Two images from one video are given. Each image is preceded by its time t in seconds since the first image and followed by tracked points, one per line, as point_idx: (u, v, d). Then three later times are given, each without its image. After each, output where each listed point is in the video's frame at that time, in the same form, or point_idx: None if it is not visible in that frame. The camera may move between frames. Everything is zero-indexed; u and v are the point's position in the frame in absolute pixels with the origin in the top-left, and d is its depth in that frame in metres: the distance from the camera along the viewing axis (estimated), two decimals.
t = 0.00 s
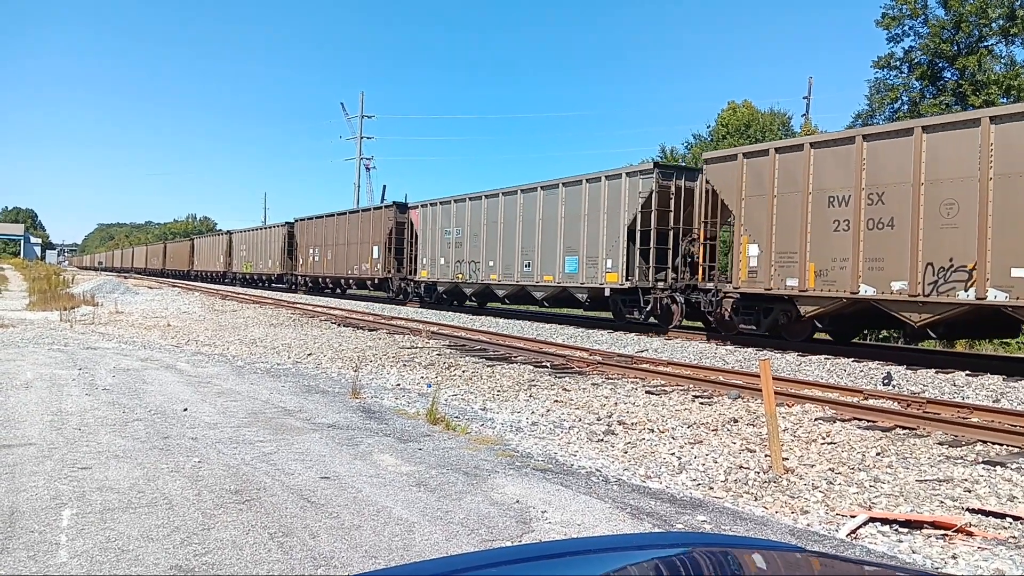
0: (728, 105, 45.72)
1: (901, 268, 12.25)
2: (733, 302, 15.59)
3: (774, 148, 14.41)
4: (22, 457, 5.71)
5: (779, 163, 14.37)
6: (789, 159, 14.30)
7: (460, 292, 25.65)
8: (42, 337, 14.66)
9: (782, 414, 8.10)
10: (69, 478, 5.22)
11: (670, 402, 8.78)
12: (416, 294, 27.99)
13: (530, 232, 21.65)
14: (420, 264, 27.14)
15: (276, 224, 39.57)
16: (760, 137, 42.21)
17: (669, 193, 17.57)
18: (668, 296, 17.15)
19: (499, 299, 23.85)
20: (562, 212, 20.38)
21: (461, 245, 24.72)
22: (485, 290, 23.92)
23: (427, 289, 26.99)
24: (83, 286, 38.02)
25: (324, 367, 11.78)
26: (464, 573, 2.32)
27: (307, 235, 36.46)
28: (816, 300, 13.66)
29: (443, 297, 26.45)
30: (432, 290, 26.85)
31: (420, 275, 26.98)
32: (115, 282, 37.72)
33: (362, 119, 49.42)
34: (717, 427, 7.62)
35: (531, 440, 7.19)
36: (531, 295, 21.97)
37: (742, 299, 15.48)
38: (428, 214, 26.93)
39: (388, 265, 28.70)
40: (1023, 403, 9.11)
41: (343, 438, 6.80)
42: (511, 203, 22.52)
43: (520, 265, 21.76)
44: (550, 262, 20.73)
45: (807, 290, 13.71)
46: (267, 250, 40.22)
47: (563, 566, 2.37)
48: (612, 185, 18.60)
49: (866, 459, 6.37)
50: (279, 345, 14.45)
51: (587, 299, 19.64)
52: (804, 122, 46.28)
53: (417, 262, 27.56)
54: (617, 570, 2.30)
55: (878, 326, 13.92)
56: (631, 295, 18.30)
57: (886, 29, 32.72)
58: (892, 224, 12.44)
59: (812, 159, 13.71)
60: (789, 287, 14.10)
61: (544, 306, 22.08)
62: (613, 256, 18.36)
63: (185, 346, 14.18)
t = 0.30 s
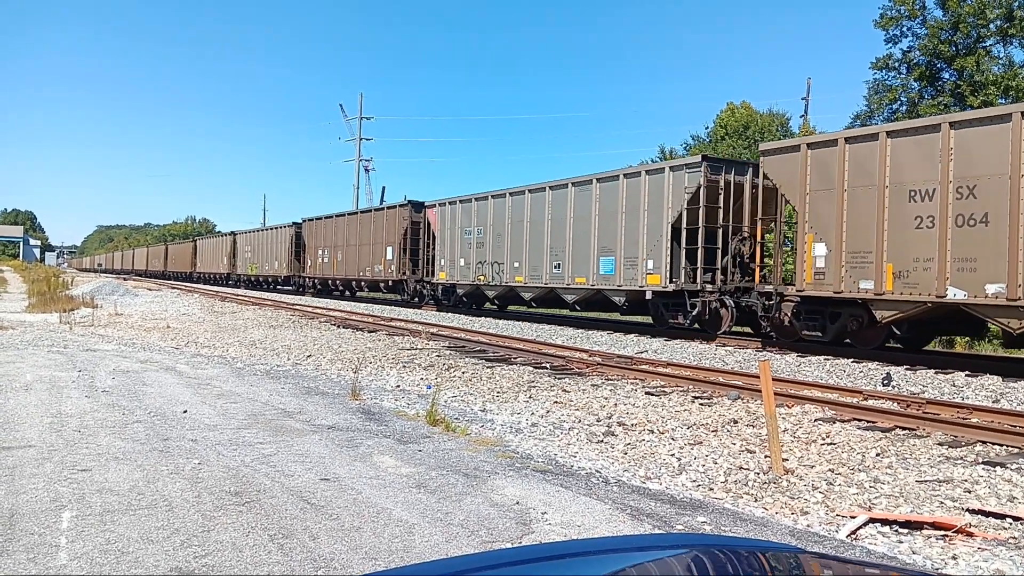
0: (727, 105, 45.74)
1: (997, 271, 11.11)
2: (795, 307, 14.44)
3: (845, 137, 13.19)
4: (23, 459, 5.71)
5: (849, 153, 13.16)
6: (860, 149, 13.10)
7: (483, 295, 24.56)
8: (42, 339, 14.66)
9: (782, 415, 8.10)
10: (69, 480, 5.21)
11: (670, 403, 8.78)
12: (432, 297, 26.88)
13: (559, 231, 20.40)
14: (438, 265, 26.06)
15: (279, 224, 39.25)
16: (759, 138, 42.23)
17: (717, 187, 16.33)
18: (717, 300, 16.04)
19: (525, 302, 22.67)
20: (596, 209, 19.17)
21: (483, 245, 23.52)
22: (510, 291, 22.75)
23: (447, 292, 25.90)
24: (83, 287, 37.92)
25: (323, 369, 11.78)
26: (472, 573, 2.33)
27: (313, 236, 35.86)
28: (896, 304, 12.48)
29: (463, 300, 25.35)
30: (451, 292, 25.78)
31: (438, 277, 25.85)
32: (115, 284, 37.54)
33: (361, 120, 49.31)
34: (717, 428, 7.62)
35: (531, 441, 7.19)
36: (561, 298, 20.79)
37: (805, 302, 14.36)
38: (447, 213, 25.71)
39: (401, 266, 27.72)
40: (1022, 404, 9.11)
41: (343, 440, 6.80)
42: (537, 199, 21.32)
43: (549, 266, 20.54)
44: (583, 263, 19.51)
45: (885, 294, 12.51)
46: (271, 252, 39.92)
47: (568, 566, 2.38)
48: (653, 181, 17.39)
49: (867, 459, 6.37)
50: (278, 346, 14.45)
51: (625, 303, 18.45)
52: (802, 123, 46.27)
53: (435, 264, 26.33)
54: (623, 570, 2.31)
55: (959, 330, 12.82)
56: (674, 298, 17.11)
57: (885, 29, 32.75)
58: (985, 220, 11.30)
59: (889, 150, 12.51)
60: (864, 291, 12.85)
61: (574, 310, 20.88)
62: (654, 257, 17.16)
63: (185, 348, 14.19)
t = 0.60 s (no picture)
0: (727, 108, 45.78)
1: None
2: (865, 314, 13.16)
3: (930, 125, 11.90)
4: (21, 462, 5.71)
5: (934, 144, 11.87)
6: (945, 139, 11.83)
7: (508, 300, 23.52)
8: (42, 342, 14.66)
9: (781, 418, 8.09)
10: (67, 483, 5.21)
11: (670, 406, 8.77)
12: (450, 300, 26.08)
13: (593, 231, 19.17)
14: (457, 268, 24.97)
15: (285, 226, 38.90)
16: (758, 140, 42.25)
17: (775, 183, 15.18)
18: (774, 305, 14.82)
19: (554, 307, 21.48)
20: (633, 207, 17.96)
21: (507, 247, 22.34)
22: (537, 296, 21.54)
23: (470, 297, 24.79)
24: (84, 290, 37.88)
25: (323, 371, 11.77)
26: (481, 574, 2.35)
27: (323, 239, 35.26)
28: (990, 311, 11.21)
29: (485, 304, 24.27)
30: (471, 296, 24.75)
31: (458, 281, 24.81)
32: (114, 287, 37.48)
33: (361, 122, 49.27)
34: (716, 430, 7.62)
35: (531, 443, 7.18)
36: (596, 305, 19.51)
37: (876, 309, 13.07)
38: (468, 213, 24.49)
39: (417, 269, 26.85)
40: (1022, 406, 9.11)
41: (342, 443, 6.79)
42: (567, 197, 20.13)
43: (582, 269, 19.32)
44: (620, 265, 18.27)
45: (977, 300, 11.25)
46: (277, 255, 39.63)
47: (574, 567, 2.39)
48: (700, 176, 16.19)
49: (866, 462, 6.37)
50: (278, 349, 14.45)
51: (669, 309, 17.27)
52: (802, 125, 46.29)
53: (456, 267, 25.14)
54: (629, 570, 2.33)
55: None
56: (725, 303, 15.97)
57: (884, 32, 32.80)
58: None
59: (982, 140, 11.27)
60: (952, 297, 11.58)
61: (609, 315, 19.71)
62: (703, 258, 15.97)
63: (185, 351, 14.19)
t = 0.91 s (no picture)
0: (726, 108, 45.78)
1: None
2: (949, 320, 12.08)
3: None
4: (21, 463, 5.70)
5: (981, 135, 11.37)
6: None
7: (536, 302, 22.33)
8: (41, 343, 14.65)
9: (781, 417, 8.10)
10: (67, 485, 5.20)
11: (669, 406, 8.78)
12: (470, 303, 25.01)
13: (632, 228, 17.92)
14: (479, 269, 23.81)
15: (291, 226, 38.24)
16: (757, 140, 42.25)
17: (843, 175, 13.96)
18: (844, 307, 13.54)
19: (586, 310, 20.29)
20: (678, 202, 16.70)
21: (535, 245, 21.14)
22: (568, 298, 20.34)
23: (494, 300, 23.58)
24: (83, 292, 37.74)
25: (322, 372, 11.77)
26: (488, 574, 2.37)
27: (333, 238, 34.26)
28: None
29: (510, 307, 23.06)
30: (494, 298, 23.56)
31: (480, 282, 23.59)
32: (113, 288, 37.33)
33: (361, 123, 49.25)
34: (716, 430, 7.62)
35: (530, 444, 7.18)
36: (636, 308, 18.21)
37: (963, 313, 11.87)
38: (491, 210, 23.27)
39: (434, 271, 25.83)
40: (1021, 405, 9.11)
41: (342, 444, 6.80)
42: (602, 193, 18.92)
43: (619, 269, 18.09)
44: (662, 265, 17.07)
45: None
46: (283, 256, 38.99)
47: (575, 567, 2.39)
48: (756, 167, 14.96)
49: (866, 461, 6.36)
50: (277, 350, 14.44)
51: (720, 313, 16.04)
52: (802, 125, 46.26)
53: (478, 267, 23.95)
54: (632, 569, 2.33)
55: None
56: (784, 306, 14.78)
57: (883, 32, 32.80)
58: None
59: None
60: None
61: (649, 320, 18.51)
62: (760, 257, 14.78)
63: (184, 352, 14.18)
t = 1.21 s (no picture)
0: (725, 107, 45.82)
1: None
2: None
3: None
4: (22, 466, 5.70)
5: None
6: None
7: (568, 303, 21.07)
8: (41, 346, 14.64)
9: (782, 416, 8.11)
10: (68, 486, 5.20)
11: (670, 406, 8.78)
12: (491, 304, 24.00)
13: (677, 224, 16.48)
14: (503, 269, 22.47)
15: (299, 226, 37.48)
16: (756, 139, 42.27)
17: (925, 164, 12.58)
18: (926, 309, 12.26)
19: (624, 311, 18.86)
20: (732, 195, 15.23)
21: (566, 244, 19.72)
22: (604, 299, 18.90)
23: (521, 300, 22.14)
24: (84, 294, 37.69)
25: (323, 373, 11.76)
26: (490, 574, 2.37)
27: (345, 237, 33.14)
28: None
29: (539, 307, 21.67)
30: (520, 299, 22.25)
31: (505, 282, 22.28)
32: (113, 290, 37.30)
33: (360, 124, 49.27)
34: (717, 430, 7.62)
35: (531, 444, 7.18)
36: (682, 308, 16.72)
37: None
38: (517, 205, 21.81)
39: (453, 270, 24.54)
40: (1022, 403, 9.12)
41: (343, 445, 6.79)
42: (641, 186, 17.43)
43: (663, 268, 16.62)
44: (713, 264, 15.60)
45: None
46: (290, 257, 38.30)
47: (577, 567, 2.40)
48: (823, 157, 13.50)
49: (867, 460, 6.37)
50: (278, 351, 14.43)
51: (781, 316, 14.59)
52: (801, 123, 46.31)
53: (503, 267, 22.53)
54: (633, 570, 2.33)
55: None
56: (856, 308, 13.42)
57: (881, 30, 32.81)
58: None
59: None
60: None
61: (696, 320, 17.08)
62: (831, 254, 13.30)
63: (184, 354, 14.17)
